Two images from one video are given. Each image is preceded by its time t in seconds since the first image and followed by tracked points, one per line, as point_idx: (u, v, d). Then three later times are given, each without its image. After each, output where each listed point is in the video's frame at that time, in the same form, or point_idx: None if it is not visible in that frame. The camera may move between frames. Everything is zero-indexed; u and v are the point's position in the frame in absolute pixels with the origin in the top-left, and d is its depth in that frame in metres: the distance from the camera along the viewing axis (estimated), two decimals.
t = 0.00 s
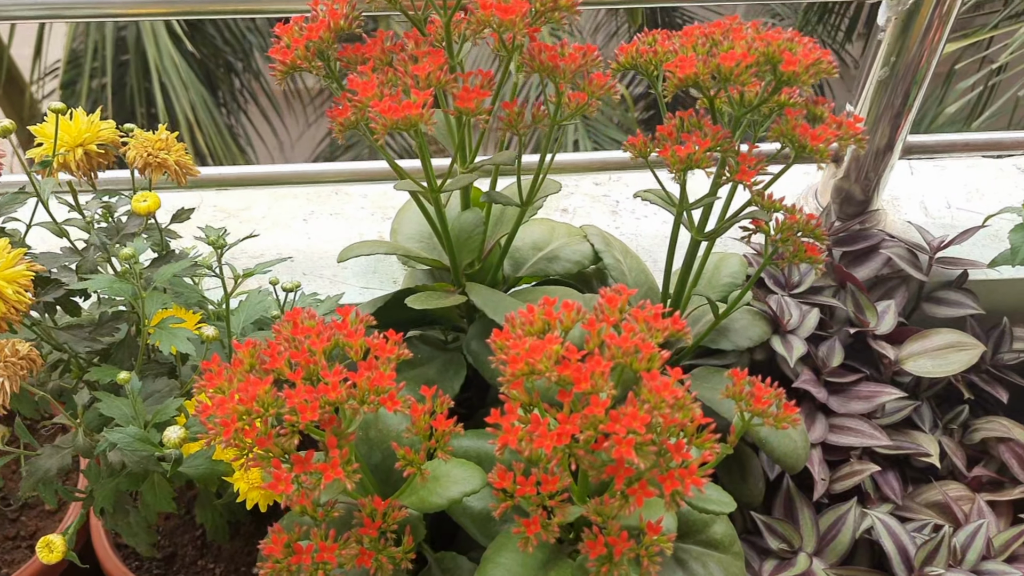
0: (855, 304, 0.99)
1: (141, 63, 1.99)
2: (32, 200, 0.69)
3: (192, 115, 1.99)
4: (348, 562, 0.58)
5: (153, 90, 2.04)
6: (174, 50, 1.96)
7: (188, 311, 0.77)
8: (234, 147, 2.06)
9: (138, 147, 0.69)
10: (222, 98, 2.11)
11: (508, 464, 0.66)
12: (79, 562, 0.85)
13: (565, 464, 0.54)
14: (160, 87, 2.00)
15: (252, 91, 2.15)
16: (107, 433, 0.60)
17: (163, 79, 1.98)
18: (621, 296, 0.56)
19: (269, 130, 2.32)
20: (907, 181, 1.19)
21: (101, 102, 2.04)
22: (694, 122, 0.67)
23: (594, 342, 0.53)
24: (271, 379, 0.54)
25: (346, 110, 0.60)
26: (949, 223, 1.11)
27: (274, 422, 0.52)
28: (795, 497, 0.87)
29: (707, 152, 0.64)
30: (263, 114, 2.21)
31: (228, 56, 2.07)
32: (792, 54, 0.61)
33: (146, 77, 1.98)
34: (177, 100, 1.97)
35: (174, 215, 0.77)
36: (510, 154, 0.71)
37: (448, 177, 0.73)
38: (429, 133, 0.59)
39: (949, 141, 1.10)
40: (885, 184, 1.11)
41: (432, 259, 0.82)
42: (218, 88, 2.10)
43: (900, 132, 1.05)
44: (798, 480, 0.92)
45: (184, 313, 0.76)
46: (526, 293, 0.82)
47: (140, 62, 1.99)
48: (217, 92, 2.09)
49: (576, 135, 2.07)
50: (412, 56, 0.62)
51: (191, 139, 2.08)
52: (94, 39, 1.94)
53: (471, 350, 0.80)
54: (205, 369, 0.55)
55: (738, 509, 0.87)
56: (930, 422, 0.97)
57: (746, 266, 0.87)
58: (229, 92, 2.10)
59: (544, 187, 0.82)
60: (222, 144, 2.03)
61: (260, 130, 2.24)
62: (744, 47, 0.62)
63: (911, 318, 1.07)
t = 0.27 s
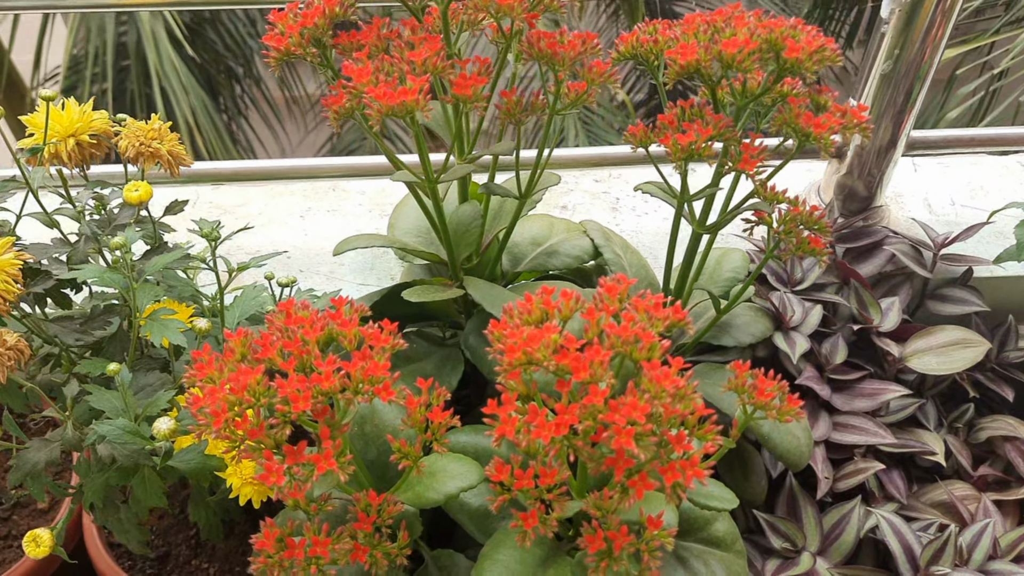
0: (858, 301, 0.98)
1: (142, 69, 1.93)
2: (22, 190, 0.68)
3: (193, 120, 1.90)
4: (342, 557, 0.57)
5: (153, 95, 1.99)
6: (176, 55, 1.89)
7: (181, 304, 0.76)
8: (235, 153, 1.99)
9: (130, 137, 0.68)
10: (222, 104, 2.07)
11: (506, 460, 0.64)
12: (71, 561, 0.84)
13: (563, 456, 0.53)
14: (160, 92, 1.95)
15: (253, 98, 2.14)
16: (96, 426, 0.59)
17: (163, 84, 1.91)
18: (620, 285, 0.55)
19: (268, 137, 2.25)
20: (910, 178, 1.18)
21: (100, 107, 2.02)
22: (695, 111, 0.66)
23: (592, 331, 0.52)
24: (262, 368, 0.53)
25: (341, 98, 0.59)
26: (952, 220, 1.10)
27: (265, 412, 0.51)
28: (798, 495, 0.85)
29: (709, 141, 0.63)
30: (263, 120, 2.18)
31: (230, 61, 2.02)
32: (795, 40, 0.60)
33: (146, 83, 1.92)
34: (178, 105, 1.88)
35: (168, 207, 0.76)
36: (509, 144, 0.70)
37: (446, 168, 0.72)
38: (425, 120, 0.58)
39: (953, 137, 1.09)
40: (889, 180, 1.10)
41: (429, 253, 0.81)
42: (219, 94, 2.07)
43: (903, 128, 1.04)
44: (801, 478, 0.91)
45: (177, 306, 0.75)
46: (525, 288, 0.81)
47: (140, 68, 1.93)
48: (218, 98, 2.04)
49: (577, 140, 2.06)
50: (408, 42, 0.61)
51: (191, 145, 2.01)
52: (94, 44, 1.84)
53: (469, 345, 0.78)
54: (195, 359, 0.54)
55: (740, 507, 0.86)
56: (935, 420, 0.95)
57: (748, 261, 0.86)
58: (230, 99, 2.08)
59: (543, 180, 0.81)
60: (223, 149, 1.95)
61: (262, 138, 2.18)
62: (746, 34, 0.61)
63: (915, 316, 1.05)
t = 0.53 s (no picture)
0: (858, 292, 0.97)
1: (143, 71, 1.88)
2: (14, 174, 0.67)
3: (194, 122, 1.82)
4: (335, 543, 0.56)
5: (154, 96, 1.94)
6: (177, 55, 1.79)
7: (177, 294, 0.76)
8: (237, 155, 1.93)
9: (122, 121, 0.68)
10: (223, 107, 2.04)
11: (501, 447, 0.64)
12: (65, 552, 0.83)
13: (557, 439, 0.52)
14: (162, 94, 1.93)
15: (253, 100, 2.10)
16: (86, 410, 0.58)
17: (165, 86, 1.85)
18: (616, 267, 0.54)
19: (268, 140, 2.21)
20: (910, 170, 1.17)
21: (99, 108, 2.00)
22: (693, 95, 0.65)
23: (587, 313, 0.51)
24: (253, 350, 0.52)
25: (335, 79, 0.59)
26: (952, 211, 1.09)
27: (256, 394, 0.51)
28: (797, 486, 0.84)
29: (707, 124, 0.63)
30: (264, 122, 2.17)
31: (230, 64, 2.00)
32: (794, 22, 0.59)
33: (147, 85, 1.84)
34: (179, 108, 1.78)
35: (161, 194, 0.75)
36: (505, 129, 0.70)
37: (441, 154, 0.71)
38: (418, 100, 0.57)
39: (953, 128, 1.09)
40: (888, 172, 1.09)
41: (425, 241, 0.80)
42: (220, 96, 2.03)
43: (902, 121, 1.04)
44: (800, 470, 0.90)
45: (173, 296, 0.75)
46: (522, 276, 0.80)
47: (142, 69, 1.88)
48: (219, 100, 2.02)
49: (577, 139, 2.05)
50: (402, 23, 0.61)
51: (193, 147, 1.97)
52: (94, 48, 1.81)
53: (465, 334, 0.78)
54: (186, 341, 0.53)
55: (739, 498, 0.85)
56: (935, 412, 0.95)
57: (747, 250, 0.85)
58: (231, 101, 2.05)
59: (540, 167, 0.80)
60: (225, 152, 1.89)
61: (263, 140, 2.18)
62: (743, 15, 0.61)
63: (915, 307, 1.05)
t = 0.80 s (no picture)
0: (856, 288, 0.97)
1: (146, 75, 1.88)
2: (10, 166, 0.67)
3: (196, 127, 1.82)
4: (330, 533, 0.56)
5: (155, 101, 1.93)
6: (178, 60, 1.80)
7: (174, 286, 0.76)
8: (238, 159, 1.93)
9: (119, 112, 0.68)
10: (224, 111, 2.04)
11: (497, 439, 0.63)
12: (65, 545, 0.83)
13: (553, 428, 0.52)
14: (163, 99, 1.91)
15: (255, 105, 2.10)
16: (82, 400, 0.58)
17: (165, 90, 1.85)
18: (613, 256, 0.54)
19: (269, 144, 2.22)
20: (909, 168, 1.17)
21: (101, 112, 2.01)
22: (690, 87, 0.65)
23: (582, 301, 0.51)
24: (248, 338, 0.52)
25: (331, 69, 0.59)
26: (951, 208, 1.09)
27: (250, 382, 0.50)
28: (795, 481, 0.84)
29: (703, 115, 0.62)
30: (265, 127, 2.17)
31: (232, 68, 2.00)
32: (790, 13, 0.59)
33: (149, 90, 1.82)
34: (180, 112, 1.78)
35: (158, 187, 0.75)
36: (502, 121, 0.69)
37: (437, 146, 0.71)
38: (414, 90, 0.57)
39: (951, 125, 1.09)
40: (886, 169, 1.09)
41: (422, 235, 0.80)
42: (221, 100, 2.02)
43: (899, 118, 1.03)
44: (799, 465, 0.90)
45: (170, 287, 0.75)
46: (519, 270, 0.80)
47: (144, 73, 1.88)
48: (220, 105, 2.02)
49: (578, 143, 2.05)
50: (398, 13, 0.61)
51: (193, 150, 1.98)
52: (95, 52, 1.81)
53: (462, 328, 0.78)
54: (181, 329, 0.53)
55: (737, 493, 0.85)
56: (934, 408, 0.94)
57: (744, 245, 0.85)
58: (232, 106, 2.04)
59: (537, 161, 0.80)
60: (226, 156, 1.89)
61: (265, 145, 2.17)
62: (739, 5, 0.61)
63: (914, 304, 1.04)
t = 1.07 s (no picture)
0: (855, 306, 0.97)
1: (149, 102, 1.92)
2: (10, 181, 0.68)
3: (197, 153, 1.84)
4: (325, 549, 0.55)
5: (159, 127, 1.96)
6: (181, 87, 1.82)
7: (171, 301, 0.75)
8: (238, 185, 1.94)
9: (119, 128, 0.68)
10: (227, 138, 2.06)
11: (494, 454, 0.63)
12: (58, 566, 0.82)
13: (550, 442, 0.52)
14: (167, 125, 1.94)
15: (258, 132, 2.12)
16: (77, 413, 0.58)
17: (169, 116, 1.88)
18: (610, 268, 0.54)
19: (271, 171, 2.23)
20: (906, 188, 1.17)
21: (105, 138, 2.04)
22: (687, 103, 0.66)
23: (580, 313, 0.51)
24: (244, 350, 0.52)
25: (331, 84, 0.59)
26: (949, 228, 1.09)
27: (245, 394, 0.50)
28: (796, 501, 0.83)
29: (699, 130, 0.63)
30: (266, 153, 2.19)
31: (234, 96, 2.03)
32: (784, 30, 0.60)
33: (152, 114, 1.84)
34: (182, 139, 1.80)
35: (157, 202, 0.76)
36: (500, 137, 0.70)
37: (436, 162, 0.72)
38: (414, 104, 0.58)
39: (947, 145, 1.09)
40: (884, 190, 1.10)
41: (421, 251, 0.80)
42: (223, 128, 2.05)
43: (896, 139, 1.04)
44: (799, 485, 0.89)
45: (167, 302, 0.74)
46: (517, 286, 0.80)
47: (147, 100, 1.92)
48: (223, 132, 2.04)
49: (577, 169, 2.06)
50: (398, 29, 0.61)
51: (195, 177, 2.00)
52: (99, 79, 1.85)
53: (461, 344, 0.77)
54: (177, 341, 0.53)
55: (737, 512, 0.84)
56: (935, 427, 0.94)
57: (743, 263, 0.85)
58: (234, 133, 2.07)
59: (535, 178, 0.81)
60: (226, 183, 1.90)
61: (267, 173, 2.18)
62: (734, 23, 0.61)
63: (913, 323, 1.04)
